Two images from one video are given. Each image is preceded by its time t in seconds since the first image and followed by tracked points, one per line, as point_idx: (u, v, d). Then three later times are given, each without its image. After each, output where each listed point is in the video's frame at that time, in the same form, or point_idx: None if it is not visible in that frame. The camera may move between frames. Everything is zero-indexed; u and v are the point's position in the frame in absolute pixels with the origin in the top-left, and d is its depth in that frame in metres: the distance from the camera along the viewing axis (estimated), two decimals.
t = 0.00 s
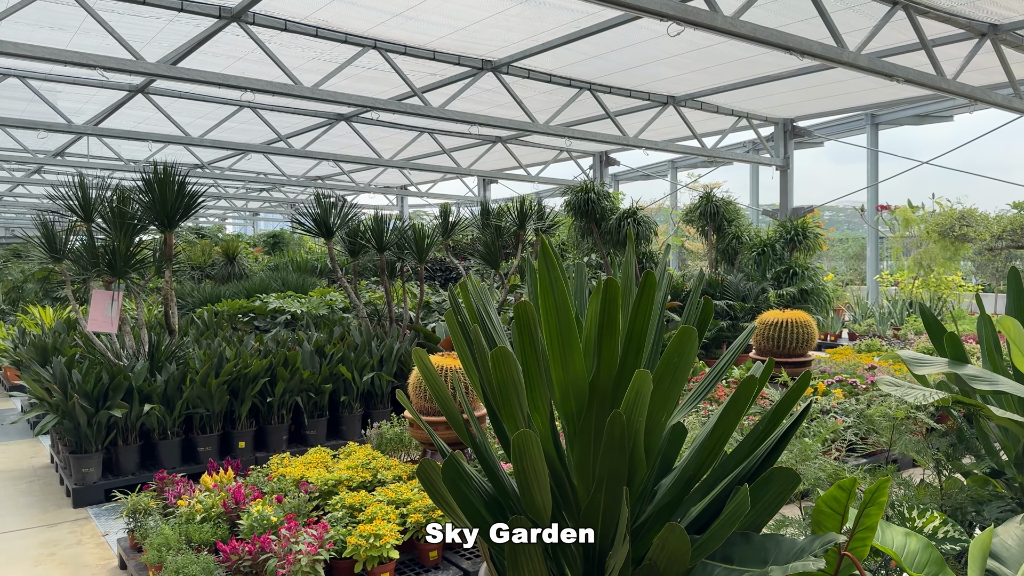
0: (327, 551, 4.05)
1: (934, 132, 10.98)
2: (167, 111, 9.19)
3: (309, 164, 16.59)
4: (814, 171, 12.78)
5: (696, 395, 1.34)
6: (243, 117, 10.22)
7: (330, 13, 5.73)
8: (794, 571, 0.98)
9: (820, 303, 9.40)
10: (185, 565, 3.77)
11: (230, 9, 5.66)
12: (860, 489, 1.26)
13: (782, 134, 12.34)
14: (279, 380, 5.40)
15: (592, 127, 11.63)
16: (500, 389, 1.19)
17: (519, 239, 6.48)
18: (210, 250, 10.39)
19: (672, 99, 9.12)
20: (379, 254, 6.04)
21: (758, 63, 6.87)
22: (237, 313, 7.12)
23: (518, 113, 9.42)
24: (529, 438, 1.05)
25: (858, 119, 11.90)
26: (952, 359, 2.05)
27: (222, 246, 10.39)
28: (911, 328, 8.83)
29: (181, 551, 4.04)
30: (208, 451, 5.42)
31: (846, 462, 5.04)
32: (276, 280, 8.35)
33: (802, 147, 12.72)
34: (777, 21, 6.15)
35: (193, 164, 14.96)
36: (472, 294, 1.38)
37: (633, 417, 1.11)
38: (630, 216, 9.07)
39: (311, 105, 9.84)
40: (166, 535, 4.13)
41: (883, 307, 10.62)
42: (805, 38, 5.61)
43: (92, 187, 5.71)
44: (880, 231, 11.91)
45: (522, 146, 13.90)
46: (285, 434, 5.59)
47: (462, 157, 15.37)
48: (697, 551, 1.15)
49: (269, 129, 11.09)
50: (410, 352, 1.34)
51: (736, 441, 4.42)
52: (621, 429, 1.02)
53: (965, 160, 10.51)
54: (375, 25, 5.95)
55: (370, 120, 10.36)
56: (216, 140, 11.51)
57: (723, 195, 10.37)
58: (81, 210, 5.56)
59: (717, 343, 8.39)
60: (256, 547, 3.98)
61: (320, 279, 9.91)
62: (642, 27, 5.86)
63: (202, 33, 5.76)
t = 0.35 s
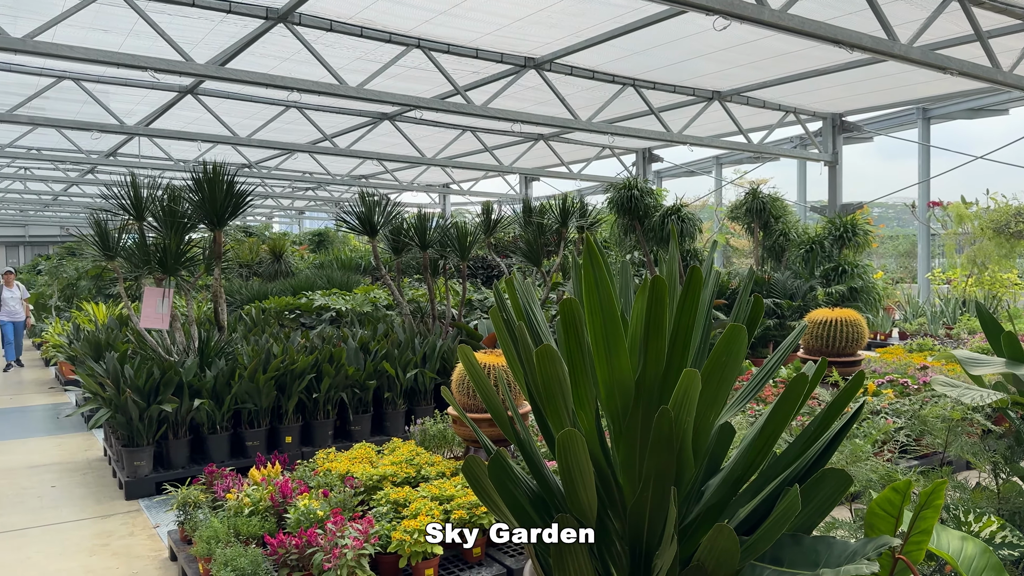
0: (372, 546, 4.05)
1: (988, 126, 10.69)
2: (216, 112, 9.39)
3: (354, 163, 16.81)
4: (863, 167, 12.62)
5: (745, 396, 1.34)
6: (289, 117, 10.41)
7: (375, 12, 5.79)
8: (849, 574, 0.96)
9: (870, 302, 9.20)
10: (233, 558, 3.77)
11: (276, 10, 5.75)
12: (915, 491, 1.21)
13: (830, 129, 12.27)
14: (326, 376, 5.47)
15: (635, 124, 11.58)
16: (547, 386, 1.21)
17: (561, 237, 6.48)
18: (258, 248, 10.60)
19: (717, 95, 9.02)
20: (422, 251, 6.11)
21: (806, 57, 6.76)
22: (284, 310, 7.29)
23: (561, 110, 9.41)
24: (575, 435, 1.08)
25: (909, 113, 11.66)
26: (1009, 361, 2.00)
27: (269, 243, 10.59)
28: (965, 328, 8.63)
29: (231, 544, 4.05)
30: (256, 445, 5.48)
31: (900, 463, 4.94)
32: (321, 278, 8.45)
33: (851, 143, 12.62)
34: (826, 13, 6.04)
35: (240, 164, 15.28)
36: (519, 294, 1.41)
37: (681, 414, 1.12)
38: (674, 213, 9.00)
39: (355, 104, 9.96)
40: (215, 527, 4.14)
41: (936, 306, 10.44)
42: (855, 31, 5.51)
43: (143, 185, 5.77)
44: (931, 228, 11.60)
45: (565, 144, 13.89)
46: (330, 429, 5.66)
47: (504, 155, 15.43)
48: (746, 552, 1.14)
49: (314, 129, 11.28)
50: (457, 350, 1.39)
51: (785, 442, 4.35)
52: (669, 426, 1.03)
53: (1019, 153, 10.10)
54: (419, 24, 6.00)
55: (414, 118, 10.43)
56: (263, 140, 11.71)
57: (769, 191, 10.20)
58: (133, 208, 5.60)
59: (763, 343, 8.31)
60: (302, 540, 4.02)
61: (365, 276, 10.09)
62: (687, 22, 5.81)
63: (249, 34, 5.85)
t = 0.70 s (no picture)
0: (422, 540, 3.95)
1: None
2: (268, 112, 9.59)
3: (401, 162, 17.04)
4: (917, 163, 12.36)
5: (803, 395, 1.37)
6: (338, 117, 10.59)
7: (423, 12, 5.85)
8: None
9: (926, 300, 9.04)
10: (285, 551, 3.68)
11: (327, 10, 5.82)
12: (982, 494, 1.22)
13: (885, 124, 11.84)
14: (374, 372, 5.51)
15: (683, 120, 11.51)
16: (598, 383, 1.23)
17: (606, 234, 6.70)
18: (308, 246, 10.89)
19: (769, 89, 8.99)
20: (469, 248, 6.23)
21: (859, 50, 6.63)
22: (333, 307, 7.46)
23: (608, 108, 9.39)
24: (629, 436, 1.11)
25: (967, 106, 11.35)
26: None
27: (319, 242, 10.81)
28: None
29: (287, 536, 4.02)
30: (307, 440, 5.53)
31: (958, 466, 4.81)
32: (369, 276, 8.67)
33: (906, 138, 12.37)
34: (881, 5, 5.92)
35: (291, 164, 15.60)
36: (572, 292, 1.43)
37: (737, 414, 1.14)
38: (724, 210, 8.98)
39: (403, 104, 10.07)
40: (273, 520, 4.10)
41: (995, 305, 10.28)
42: (912, 22, 5.39)
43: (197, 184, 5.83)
44: (990, 225, 11.25)
45: (612, 140, 13.91)
46: (379, 424, 5.70)
47: (550, 153, 15.47)
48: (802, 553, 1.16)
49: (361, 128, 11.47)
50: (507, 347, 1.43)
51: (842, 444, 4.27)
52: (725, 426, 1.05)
53: None
54: (467, 22, 6.06)
55: (461, 117, 10.48)
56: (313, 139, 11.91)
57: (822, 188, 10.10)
58: (188, 207, 5.67)
59: (815, 342, 8.20)
60: (353, 534, 3.97)
61: (412, 275, 10.51)
62: (738, 15, 5.76)
63: (301, 35, 5.94)
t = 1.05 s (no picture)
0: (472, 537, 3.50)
1: None
2: (320, 112, 9.80)
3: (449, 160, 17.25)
4: (978, 158, 12.04)
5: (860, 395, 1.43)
6: (388, 116, 10.74)
7: (472, 10, 5.96)
8: None
9: (986, 299, 8.80)
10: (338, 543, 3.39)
11: (377, 10, 5.90)
12: None
13: (944, 118, 11.69)
14: (424, 367, 5.54)
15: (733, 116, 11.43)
16: (655, 381, 1.32)
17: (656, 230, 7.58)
18: (357, 243, 11.43)
19: (823, 83, 9.31)
20: (517, 246, 6.42)
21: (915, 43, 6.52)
22: (383, 304, 7.66)
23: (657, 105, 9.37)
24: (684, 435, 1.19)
25: None
26: None
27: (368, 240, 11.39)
28: None
29: (339, 527, 3.65)
30: (358, 434, 5.51)
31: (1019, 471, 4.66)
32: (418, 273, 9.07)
33: (966, 132, 12.03)
34: None
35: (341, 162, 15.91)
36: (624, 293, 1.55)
37: (795, 414, 1.22)
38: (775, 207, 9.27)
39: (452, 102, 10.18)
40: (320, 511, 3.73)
41: None
42: (974, 14, 5.28)
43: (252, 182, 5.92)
44: None
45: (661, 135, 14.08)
46: (428, 420, 5.71)
47: (598, 149, 15.56)
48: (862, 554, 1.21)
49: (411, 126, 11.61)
50: (563, 344, 1.54)
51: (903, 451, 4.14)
52: (783, 423, 1.14)
53: None
54: (515, 20, 6.20)
55: (509, 114, 10.53)
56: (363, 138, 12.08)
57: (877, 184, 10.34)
58: (243, 206, 5.79)
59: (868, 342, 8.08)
60: (405, 526, 3.54)
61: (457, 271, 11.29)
62: (791, 8, 5.73)
63: (351, 35, 6.03)
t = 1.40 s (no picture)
0: (517, 531, 3.31)
1: None
2: (368, 109, 9.98)
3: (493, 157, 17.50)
4: None
5: (917, 393, 1.40)
6: (435, 112, 10.83)
7: (518, 5, 6.18)
8: None
9: None
10: (385, 533, 3.23)
11: (424, 7, 5.97)
12: None
13: (1004, 111, 11.31)
14: (468, 363, 5.53)
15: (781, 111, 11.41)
16: (704, 379, 1.35)
17: (702, 226, 7.94)
18: (403, 239, 11.83)
19: (876, 76, 9.12)
20: (561, 240, 6.80)
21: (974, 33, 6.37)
22: (429, 298, 8.31)
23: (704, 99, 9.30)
24: (736, 432, 1.22)
25: None
26: None
27: (414, 235, 11.85)
28: None
29: (387, 520, 3.41)
30: (404, 427, 5.41)
31: None
32: (462, 268, 10.22)
33: None
34: None
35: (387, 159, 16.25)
36: (677, 287, 1.57)
37: (848, 411, 1.21)
38: (827, 202, 9.15)
39: (498, 98, 10.24)
40: (367, 502, 3.49)
41: None
42: None
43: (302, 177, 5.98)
44: None
45: (707, 130, 14.24)
46: (472, 414, 5.67)
47: (646, 143, 15.77)
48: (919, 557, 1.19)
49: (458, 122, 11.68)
50: (612, 341, 1.58)
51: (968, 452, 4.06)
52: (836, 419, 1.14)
53: None
54: (560, 16, 6.48)
55: (554, 109, 10.56)
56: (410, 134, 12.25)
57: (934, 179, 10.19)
58: (293, 201, 5.87)
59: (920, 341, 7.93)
60: (449, 519, 3.32)
61: (503, 266, 12.09)
62: None
63: (398, 33, 6.13)
